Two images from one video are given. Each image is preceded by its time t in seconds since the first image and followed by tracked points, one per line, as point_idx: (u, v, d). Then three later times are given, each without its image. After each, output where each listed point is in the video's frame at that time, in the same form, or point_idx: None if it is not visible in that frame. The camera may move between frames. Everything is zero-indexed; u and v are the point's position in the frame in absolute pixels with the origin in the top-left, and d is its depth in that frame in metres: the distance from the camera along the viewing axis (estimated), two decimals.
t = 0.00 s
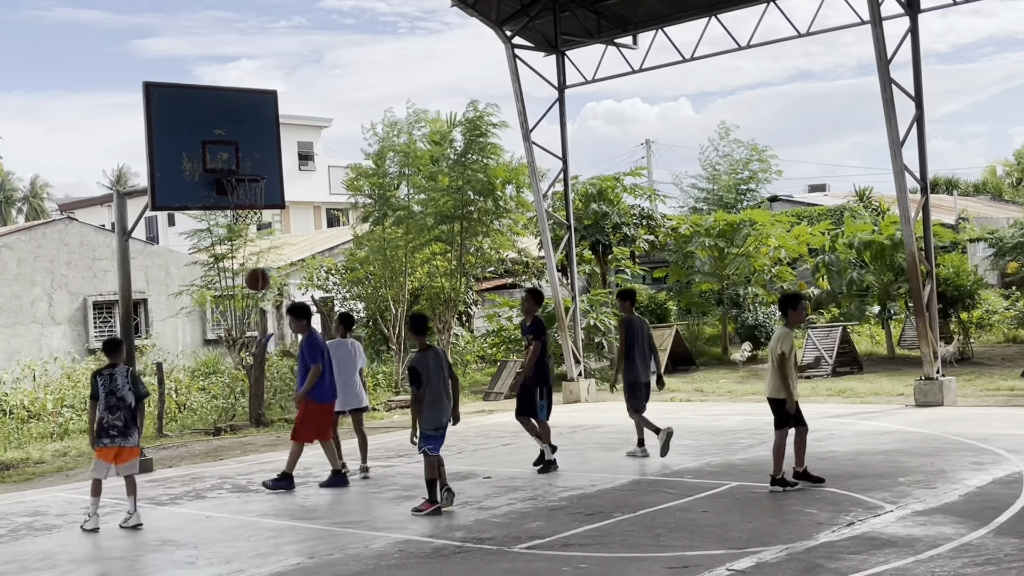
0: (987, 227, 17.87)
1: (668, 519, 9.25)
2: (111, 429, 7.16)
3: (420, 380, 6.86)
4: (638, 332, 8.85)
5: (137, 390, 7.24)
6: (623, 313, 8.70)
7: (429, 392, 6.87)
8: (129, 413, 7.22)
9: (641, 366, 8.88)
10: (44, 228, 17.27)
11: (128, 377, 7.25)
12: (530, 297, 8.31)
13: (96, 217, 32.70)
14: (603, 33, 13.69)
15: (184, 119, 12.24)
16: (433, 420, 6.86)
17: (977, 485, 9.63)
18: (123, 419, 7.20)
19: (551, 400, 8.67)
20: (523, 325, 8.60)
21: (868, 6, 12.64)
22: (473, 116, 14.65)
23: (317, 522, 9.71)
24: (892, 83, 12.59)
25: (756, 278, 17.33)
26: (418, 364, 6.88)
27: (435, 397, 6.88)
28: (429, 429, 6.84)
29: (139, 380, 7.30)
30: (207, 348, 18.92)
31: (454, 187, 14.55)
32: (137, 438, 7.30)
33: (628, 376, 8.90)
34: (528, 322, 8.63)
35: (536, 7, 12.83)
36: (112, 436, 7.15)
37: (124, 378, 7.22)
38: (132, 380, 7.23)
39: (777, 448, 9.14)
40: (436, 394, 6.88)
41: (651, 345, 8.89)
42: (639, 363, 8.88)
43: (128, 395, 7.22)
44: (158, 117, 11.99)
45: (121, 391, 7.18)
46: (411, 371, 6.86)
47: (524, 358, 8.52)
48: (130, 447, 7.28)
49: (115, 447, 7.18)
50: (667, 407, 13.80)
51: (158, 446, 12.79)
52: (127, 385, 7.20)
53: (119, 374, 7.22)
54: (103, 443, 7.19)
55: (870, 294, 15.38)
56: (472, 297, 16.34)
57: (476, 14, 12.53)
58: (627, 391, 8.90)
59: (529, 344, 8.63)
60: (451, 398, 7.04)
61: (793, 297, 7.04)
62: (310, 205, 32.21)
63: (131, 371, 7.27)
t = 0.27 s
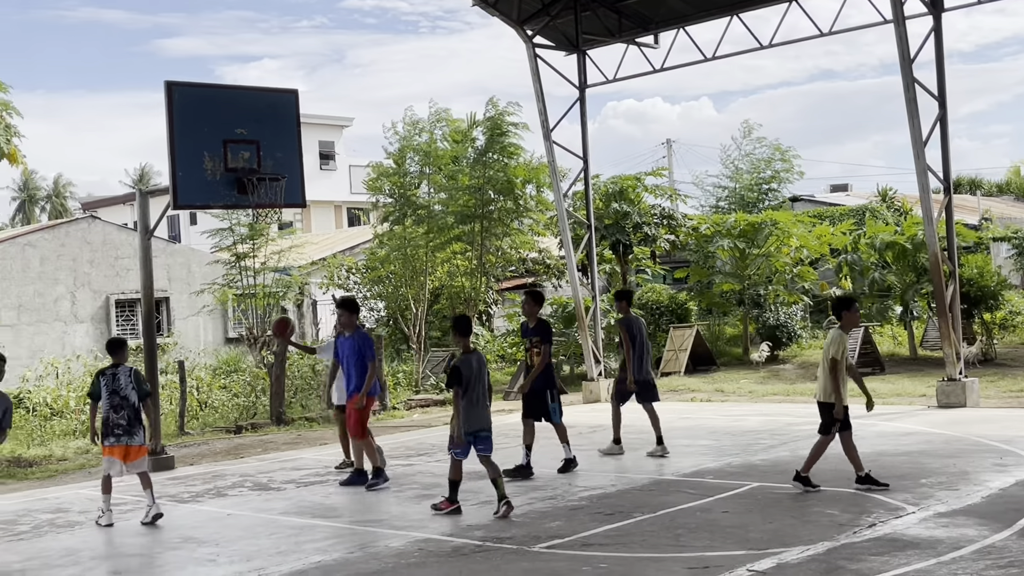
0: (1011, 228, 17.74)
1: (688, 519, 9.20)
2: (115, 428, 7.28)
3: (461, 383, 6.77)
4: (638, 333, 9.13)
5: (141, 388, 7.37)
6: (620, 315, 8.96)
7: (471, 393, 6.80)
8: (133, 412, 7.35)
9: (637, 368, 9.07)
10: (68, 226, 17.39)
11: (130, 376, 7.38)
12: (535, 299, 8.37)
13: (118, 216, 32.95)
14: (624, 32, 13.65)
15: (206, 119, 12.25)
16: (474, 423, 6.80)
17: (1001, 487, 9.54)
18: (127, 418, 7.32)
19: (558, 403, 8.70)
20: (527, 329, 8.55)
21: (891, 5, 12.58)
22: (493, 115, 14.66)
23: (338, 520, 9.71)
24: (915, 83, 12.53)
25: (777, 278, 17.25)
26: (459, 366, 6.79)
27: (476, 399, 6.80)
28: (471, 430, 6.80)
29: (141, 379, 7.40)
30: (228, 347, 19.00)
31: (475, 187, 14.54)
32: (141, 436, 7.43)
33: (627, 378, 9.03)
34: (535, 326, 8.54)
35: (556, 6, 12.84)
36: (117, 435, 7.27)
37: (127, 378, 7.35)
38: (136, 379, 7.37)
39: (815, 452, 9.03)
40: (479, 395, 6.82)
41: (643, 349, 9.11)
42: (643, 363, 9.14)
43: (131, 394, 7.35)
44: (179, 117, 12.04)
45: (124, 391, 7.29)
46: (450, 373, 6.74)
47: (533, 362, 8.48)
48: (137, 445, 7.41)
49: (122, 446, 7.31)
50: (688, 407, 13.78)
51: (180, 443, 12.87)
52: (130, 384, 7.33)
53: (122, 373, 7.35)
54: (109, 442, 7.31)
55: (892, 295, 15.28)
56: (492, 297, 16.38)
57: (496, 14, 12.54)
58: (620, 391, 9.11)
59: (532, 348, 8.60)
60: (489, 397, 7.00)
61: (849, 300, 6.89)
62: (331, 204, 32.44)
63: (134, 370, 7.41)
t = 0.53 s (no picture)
0: None
1: (708, 521, 9.09)
2: (119, 426, 7.30)
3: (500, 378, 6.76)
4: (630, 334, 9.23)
5: (145, 386, 7.42)
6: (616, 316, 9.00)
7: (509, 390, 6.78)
8: (137, 410, 7.39)
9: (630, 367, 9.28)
10: (89, 226, 17.49)
11: (134, 374, 7.41)
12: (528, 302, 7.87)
13: (138, 215, 33.17)
14: (643, 32, 13.65)
15: (227, 120, 12.34)
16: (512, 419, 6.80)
17: None
18: (131, 415, 7.36)
19: (546, 406, 8.49)
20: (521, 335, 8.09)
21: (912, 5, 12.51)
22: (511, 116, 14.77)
23: (356, 520, 9.65)
24: (936, 83, 12.47)
25: (797, 279, 17.24)
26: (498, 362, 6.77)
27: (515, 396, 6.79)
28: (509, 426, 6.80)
29: (145, 377, 7.46)
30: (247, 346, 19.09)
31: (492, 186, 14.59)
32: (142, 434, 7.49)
33: (620, 378, 9.21)
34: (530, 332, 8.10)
35: (576, 6, 12.84)
36: (121, 432, 7.31)
37: (131, 375, 7.38)
38: (141, 377, 7.40)
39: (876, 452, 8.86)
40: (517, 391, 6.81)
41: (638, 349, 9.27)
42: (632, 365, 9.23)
43: (135, 392, 7.38)
44: (201, 117, 12.11)
45: (130, 388, 7.34)
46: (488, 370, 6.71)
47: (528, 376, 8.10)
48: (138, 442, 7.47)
49: (126, 443, 7.35)
50: (707, 408, 13.77)
51: (200, 442, 12.93)
52: (135, 383, 7.36)
53: (126, 371, 7.37)
54: (111, 439, 7.33)
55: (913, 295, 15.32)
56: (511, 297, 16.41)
57: (515, 14, 12.55)
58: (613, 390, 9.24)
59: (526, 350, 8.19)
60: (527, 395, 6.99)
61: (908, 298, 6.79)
62: (350, 204, 32.67)
63: (139, 368, 7.44)
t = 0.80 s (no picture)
0: None
1: (725, 522, 8.93)
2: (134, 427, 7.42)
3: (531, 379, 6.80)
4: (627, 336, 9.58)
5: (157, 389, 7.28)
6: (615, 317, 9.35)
7: (540, 391, 6.80)
8: (151, 411, 7.38)
9: (629, 369, 9.63)
10: (108, 227, 17.60)
11: (147, 377, 7.22)
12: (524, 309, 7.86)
13: (158, 216, 33.38)
14: (660, 33, 13.68)
15: (245, 121, 12.35)
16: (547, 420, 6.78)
17: None
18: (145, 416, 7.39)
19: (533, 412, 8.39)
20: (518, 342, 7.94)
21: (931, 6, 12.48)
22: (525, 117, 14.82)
23: (373, 520, 9.56)
24: (955, 83, 12.42)
25: (814, 281, 17.28)
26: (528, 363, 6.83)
27: (548, 396, 6.79)
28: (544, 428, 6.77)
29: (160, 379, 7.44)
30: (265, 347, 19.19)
31: (508, 186, 14.72)
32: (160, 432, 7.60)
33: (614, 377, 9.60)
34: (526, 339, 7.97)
35: (593, 7, 12.85)
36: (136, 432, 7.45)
37: (143, 377, 7.20)
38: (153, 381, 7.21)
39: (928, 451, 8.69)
40: (550, 392, 6.81)
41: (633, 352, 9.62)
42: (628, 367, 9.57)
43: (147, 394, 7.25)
44: (220, 116, 12.09)
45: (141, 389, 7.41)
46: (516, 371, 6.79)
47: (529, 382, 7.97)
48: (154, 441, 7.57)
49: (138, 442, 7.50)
50: (724, 410, 13.77)
51: (218, 442, 13.00)
52: (146, 387, 7.21)
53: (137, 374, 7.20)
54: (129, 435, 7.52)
55: (932, 297, 15.36)
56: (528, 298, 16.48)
57: (533, 15, 12.56)
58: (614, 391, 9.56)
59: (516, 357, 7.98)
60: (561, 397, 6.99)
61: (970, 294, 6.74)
62: (367, 204, 32.86)
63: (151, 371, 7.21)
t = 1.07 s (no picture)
0: None
1: (742, 523, 8.59)
2: (140, 425, 7.78)
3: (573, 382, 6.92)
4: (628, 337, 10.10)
5: (168, 390, 7.79)
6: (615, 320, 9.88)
7: (584, 393, 6.91)
8: (160, 411, 7.81)
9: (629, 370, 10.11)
10: (125, 228, 17.68)
11: (159, 377, 7.79)
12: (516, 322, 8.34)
13: (173, 217, 33.56)
14: (676, 34, 13.72)
15: (261, 122, 12.37)
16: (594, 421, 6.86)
17: None
18: (153, 415, 7.80)
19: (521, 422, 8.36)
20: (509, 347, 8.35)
21: (949, 6, 12.45)
22: (538, 117, 15.05)
23: (387, 520, 9.35)
24: (973, 84, 12.39)
25: (831, 282, 17.20)
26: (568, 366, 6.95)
27: (593, 397, 6.90)
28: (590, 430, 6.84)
29: (170, 380, 7.81)
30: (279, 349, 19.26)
31: (521, 188, 14.95)
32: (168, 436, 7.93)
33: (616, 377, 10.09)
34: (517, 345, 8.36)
35: (609, 8, 12.85)
36: (142, 431, 7.78)
37: (155, 376, 7.78)
38: (165, 382, 7.78)
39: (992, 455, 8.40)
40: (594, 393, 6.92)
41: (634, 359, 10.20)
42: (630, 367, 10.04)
43: (158, 394, 7.78)
44: (236, 118, 12.09)
45: (151, 389, 7.76)
46: (557, 374, 6.91)
47: (521, 375, 8.01)
48: (163, 442, 7.88)
49: (147, 442, 7.81)
50: (739, 412, 13.74)
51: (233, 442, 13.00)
52: (156, 385, 7.75)
53: (152, 372, 7.79)
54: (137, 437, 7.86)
55: (948, 299, 15.32)
56: (543, 300, 16.55)
57: (549, 16, 12.56)
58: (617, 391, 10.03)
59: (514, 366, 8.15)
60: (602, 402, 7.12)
61: None
62: (382, 207, 33.03)
63: (165, 372, 7.79)
